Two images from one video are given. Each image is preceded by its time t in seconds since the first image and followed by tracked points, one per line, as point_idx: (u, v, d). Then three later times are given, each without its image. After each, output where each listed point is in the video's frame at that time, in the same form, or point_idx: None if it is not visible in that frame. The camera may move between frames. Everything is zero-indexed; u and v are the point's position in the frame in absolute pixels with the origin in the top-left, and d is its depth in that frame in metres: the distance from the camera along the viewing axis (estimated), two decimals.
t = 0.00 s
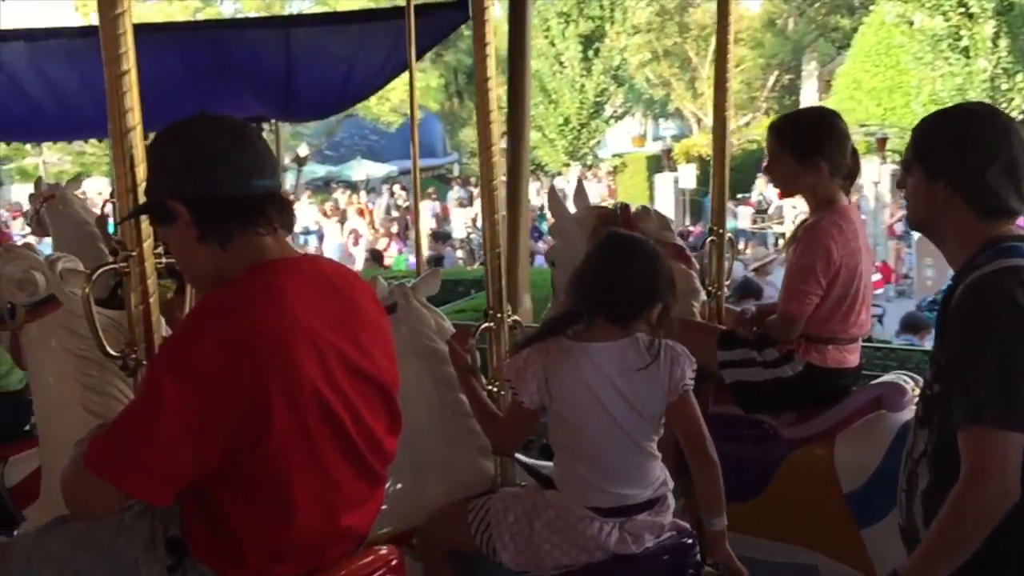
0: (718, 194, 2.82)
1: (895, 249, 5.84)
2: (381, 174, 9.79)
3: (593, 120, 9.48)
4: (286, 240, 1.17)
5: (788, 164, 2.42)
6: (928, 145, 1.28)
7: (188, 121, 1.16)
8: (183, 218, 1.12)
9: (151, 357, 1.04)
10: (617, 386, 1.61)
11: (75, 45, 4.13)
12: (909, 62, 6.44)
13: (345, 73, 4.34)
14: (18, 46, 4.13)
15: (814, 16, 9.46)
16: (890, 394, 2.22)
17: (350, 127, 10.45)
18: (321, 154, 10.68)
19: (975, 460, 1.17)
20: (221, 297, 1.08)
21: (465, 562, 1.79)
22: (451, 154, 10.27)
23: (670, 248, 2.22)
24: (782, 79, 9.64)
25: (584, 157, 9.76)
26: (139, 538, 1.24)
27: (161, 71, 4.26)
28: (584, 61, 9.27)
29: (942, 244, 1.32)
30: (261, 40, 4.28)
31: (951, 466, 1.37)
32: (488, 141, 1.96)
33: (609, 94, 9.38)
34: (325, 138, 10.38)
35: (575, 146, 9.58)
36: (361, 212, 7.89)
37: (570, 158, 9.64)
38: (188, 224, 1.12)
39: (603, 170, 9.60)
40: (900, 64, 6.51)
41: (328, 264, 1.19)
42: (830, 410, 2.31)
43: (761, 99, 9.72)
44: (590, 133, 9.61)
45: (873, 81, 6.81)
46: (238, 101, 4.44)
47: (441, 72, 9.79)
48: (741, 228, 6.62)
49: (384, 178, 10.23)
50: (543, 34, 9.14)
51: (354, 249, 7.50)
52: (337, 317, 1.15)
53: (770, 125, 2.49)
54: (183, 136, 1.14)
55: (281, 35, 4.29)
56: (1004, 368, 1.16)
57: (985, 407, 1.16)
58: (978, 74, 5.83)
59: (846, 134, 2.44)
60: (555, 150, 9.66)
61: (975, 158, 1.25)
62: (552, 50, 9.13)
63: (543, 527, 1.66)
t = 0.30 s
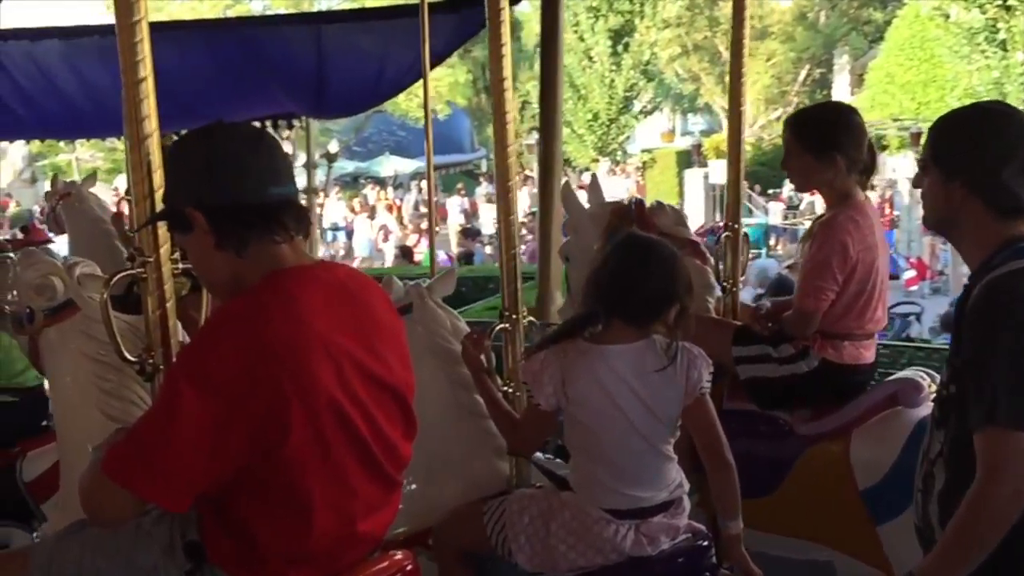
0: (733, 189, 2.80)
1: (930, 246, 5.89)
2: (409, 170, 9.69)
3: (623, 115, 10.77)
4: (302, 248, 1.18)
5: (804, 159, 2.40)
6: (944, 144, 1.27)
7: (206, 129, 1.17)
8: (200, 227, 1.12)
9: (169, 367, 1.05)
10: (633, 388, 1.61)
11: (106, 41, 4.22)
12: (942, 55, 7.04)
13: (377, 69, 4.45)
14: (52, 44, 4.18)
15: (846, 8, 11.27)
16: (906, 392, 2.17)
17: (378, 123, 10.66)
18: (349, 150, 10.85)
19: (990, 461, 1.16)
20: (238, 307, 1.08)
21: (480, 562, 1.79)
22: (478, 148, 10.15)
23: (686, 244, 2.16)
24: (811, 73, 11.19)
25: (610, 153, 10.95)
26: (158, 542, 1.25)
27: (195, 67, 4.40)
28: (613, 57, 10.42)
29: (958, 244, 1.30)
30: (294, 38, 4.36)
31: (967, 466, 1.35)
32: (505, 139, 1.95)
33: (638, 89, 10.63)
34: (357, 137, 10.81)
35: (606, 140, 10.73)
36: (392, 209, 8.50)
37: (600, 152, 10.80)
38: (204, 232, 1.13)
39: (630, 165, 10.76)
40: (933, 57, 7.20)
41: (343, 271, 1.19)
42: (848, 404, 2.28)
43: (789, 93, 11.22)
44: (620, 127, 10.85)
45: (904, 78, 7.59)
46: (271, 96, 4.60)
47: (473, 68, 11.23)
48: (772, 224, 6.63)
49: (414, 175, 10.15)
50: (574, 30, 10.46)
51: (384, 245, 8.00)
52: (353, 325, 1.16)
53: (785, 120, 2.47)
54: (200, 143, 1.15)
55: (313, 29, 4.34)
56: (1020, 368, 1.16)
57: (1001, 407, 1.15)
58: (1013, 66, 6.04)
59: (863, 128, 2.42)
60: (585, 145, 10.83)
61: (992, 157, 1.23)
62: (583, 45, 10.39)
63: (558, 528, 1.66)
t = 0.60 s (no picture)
0: (746, 187, 2.77)
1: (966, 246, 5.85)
2: (436, 168, 9.40)
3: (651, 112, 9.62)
4: (317, 257, 1.18)
5: (818, 157, 2.38)
6: (961, 146, 1.26)
7: (222, 138, 1.17)
8: (216, 237, 1.13)
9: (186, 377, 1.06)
10: (649, 394, 1.61)
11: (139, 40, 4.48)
12: (976, 46, 7.23)
13: (406, 70, 4.66)
14: (84, 42, 4.48)
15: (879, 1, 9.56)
16: (921, 389, 2.17)
17: (403, 120, 10.76)
18: (375, 146, 10.93)
19: (1005, 466, 1.15)
20: (254, 318, 1.09)
21: (495, 564, 1.80)
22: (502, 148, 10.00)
23: (702, 242, 2.08)
24: (845, 69, 9.68)
25: (638, 151, 10.02)
26: (173, 549, 1.26)
27: (227, 65, 4.67)
28: (642, 54, 9.44)
29: (975, 247, 1.29)
30: (322, 37, 4.58)
31: (981, 470, 1.34)
32: (519, 141, 1.95)
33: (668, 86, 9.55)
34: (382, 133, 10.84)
35: (632, 139, 9.69)
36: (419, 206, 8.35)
37: (626, 151, 9.91)
38: (220, 241, 1.13)
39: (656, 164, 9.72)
40: (966, 48, 7.30)
41: (358, 281, 1.20)
42: (862, 402, 2.27)
43: (819, 90, 9.80)
44: (646, 126, 9.70)
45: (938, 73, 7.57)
46: (302, 95, 4.85)
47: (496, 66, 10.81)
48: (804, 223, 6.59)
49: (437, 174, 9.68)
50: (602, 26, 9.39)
51: (411, 243, 8.01)
52: (367, 335, 1.16)
53: (800, 118, 2.45)
54: (217, 153, 1.15)
55: (343, 27, 4.55)
56: None
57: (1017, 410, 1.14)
58: None
59: (879, 124, 2.40)
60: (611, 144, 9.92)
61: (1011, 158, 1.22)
62: (610, 42, 9.41)
63: (573, 530, 1.68)
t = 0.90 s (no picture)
0: (763, 185, 2.76)
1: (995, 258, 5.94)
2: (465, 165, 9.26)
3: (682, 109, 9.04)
4: (335, 267, 1.18)
5: (836, 154, 2.37)
6: (981, 146, 1.24)
7: (240, 147, 1.18)
8: (235, 246, 1.13)
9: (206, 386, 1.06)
10: (667, 399, 1.61)
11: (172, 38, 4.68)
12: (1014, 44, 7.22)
13: (440, 66, 4.76)
14: (119, 41, 4.66)
15: None
16: (939, 387, 2.17)
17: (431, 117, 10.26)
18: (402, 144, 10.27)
19: None
20: (274, 329, 1.09)
21: (510, 566, 1.80)
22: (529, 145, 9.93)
23: (717, 239, 2.05)
24: (880, 64, 9.22)
25: (670, 148, 9.47)
26: (191, 556, 1.27)
27: (259, 62, 4.80)
28: (673, 50, 9.04)
29: (994, 248, 1.28)
30: (355, 32, 4.67)
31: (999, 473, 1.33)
32: (536, 142, 1.94)
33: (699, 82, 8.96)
34: (409, 129, 10.15)
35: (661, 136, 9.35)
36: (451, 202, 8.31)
37: (657, 148, 9.45)
38: (239, 251, 1.14)
39: (689, 159, 9.19)
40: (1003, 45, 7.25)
41: (376, 290, 1.20)
42: (878, 402, 2.27)
43: (853, 86, 9.26)
44: (677, 122, 9.31)
45: (975, 70, 7.41)
46: (332, 90, 4.95)
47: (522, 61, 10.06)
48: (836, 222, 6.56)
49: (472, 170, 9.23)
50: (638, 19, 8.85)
51: (442, 240, 8.02)
52: (385, 344, 1.16)
53: (817, 116, 2.43)
54: (235, 162, 1.15)
55: (375, 26, 4.63)
56: None
57: None
58: None
59: (897, 121, 2.38)
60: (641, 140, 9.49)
61: None
62: (641, 37, 9.12)
63: (589, 533, 1.68)
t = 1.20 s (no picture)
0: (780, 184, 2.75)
1: None
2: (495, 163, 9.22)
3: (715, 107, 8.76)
4: (353, 277, 1.19)
5: (854, 154, 2.35)
6: (1003, 150, 1.23)
7: (259, 157, 1.18)
8: (253, 256, 1.14)
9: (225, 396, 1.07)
10: (687, 404, 1.61)
11: (207, 37, 4.75)
12: None
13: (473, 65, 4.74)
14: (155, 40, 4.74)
15: None
16: (957, 387, 2.14)
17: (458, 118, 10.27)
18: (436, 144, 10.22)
19: None
20: (292, 340, 1.10)
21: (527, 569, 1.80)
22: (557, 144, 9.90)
23: (733, 236, 2.04)
24: (914, 62, 9.18)
25: (702, 146, 9.18)
26: (210, 565, 1.27)
27: (292, 61, 4.84)
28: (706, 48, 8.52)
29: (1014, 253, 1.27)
30: (388, 29, 4.70)
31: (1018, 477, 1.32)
32: (554, 146, 1.94)
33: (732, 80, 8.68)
34: (441, 128, 9.88)
35: (693, 134, 8.99)
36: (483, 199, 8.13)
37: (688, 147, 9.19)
38: (257, 260, 1.14)
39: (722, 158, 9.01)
40: None
41: (393, 300, 1.20)
42: (896, 402, 2.24)
43: (889, 83, 9.27)
44: (710, 120, 8.91)
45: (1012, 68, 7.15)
46: (365, 90, 4.97)
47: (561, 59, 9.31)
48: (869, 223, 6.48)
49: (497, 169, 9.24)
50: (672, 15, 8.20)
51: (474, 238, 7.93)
52: (402, 354, 1.17)
53: (835, 115, 2.42)
54: (254, 172, 1.15)
55: (408, 25, 4.67)
56: None
57: None
58: None
59: (917, 120, 2.36)
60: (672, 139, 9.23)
61: None
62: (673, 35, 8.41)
63: (606, 538, 1.67)
